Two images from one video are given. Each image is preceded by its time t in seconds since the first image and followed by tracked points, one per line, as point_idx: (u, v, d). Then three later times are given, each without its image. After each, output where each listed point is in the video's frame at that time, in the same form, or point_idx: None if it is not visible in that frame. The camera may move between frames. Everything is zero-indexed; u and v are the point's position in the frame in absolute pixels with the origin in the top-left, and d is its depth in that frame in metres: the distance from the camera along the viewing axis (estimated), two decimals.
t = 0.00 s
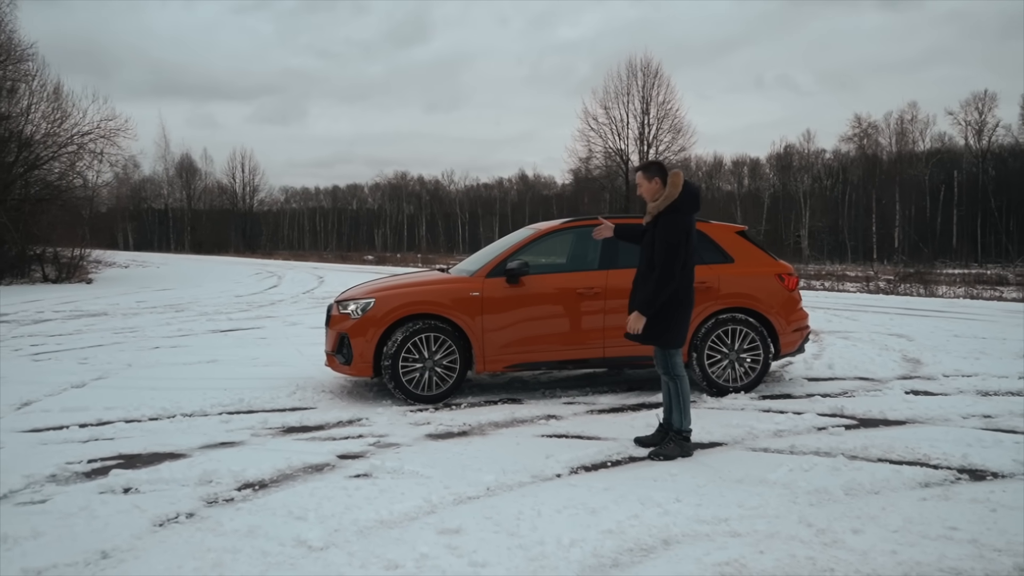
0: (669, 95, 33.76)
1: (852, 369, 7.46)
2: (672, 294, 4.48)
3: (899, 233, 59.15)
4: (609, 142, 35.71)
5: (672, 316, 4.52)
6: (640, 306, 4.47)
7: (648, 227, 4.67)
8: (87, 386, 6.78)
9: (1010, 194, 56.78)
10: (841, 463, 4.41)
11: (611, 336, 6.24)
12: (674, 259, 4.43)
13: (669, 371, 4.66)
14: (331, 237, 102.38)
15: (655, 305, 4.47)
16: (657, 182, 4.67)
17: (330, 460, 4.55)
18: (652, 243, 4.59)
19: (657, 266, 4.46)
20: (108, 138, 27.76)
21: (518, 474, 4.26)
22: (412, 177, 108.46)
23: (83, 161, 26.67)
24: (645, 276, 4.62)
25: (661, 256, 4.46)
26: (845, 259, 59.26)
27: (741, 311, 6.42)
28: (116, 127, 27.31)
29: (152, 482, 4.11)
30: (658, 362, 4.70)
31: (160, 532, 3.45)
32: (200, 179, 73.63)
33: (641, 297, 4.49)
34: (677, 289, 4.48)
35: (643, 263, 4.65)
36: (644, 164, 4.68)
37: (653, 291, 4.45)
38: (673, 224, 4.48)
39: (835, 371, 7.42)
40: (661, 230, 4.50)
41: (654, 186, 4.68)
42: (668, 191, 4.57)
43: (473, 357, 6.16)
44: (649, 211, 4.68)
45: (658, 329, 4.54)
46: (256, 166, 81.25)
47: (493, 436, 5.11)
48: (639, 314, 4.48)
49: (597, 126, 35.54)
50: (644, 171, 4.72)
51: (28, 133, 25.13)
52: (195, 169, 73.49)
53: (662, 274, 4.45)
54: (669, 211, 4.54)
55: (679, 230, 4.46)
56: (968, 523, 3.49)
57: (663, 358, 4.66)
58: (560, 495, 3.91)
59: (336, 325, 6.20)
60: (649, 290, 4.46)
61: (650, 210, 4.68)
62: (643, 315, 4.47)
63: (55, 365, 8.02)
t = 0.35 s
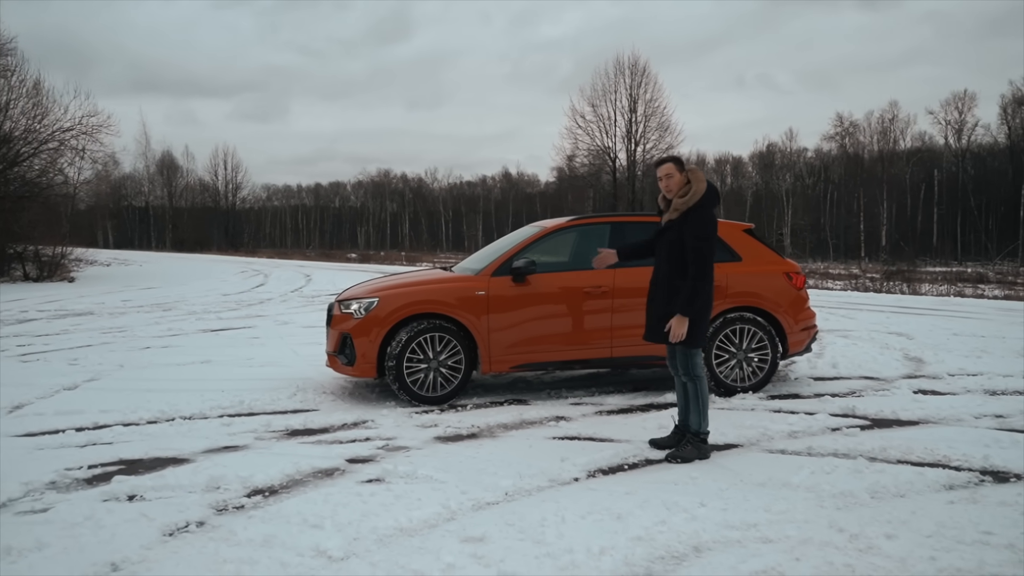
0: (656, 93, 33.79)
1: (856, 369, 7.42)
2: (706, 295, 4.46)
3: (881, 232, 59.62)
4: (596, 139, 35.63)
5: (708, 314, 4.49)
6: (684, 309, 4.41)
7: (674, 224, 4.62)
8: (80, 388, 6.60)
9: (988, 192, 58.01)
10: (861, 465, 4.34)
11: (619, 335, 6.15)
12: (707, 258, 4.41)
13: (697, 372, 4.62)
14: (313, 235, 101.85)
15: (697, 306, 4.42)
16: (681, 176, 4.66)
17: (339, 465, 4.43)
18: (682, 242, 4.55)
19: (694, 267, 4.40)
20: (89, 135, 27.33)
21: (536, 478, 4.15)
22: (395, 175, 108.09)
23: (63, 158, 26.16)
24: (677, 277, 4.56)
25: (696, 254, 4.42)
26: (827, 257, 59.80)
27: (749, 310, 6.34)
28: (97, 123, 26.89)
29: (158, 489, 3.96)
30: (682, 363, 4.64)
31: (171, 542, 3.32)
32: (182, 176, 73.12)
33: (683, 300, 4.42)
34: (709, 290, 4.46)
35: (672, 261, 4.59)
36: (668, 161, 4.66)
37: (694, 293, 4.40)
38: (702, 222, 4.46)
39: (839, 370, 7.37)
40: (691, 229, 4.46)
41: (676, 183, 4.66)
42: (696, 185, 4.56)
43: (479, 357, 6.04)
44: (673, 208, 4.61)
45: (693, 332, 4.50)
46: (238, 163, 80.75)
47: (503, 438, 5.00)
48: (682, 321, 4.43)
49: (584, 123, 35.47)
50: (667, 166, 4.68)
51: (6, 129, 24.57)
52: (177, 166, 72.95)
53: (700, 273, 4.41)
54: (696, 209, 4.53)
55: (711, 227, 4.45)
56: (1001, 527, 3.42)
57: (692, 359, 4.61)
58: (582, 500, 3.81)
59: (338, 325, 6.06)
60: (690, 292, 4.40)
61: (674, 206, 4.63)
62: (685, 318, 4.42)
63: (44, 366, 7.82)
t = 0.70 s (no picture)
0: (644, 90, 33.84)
1: (861, 366, 7.37)
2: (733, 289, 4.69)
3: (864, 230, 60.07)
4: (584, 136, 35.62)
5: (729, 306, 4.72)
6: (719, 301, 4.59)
7: (700, 218, 4.77)
8: (73, 388, 6.44)
9: (969, 190, 58.65)
10: (882, 464, 4.26)
11: (627, 333, 6.06)
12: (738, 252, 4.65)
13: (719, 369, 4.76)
14: (297, 232, 101.39)
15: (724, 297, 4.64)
16: (699, 171, 4.88)
17: (348, 467, 4.30)
18: (710, 235, 4.74)
19: (728, 262, 4.61)
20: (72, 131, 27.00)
21: (553, 479, 4.06)
22: (379, 172, 107.77)
23: (45, 154, 25.82)
24: (700, 270, 4.74)
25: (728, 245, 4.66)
26: (811, 254, 60.16)
27: (759, 306, 6.28)
28: (80, 119, 26.57)
29: (163, 493, 3.83)
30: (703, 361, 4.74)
31: (181, 548, 3.19)
32: (165, 173, 72.67)
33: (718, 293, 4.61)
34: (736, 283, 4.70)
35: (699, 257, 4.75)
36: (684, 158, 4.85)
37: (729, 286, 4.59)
38: (728, 217, 4.71)
39: (844, 367, 7.31)
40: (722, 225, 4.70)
41: (694, 178, 4.87)
42: (718, 176, 4.79)
43: (484, 355, 5.94)
44: (699, 201, 4.76)
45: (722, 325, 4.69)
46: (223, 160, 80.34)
47: (514, 438, 4.90)
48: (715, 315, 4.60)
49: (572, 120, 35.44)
50: (686, 160, 4.86)
51: None
52: (160, 162, 72.49)
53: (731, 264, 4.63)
54: (720, 204, 4.76)
55: (736, 219, 4.72)
56: None
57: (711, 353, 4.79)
58: (603, 501, 3.71)
59: (339, 323, 5.93)
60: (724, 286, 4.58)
61: (698, 199, 4.79)
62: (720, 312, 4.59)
63: (33, 365, 7.64)
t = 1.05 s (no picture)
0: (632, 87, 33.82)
1: (865, 364, 7.32)
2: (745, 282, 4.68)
3: (847, 227, 60.47)
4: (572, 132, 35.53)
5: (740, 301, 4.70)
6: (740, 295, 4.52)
7: (716, 213, 4.71)
8: (66, 389, 6.27)
9: (951, 187, 59.19)
10: (904, 464, 4.20)
11: (635, 331, 5.97)
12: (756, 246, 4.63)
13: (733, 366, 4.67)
14: (280, 228, 100.72)
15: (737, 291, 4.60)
16: (713, 167, 4.81)
17: (359, 469, 4.18)
18: (727, 232, 4.68)
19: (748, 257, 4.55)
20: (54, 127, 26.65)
21: (571, 481, 3.96)
22: (363, 169, 107.26)
23: (26, 151, 25.49)
24: (717, 265, 4.66)
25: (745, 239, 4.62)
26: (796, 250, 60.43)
27: (767, 304, 6.21)
28: (62, 114, 26.22)
29: (171, 500, 3.69)
30: (719, 357, 4.65)
31: (195, 558, 3.07)
32: (147, 170, 72.12)
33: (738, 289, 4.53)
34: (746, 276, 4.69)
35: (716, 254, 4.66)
36: (699, 153, 4.79)
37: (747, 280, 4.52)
38: (742, 212, 4.70)
39: (849, 365, 7.26)
40: (738, 220, 4.66)
41: (707, 173, 4.80)
42: (730, 172, 4.78)
43: (490, 355, 5.83)
44: (714, 195, 4.70)
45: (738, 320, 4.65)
46: (206, 156, 79.69)
47: (526, 438, 4.80)
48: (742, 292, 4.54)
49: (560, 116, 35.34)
50: (701, 156, 4.77)
51: None
52: (142, 159, 71.93)
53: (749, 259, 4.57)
54: (734, 198, 4.73)
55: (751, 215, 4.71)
56: None
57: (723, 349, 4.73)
58: (626, 505, 3.62)
59: (342, 321, 5.81)
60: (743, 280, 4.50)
61: (713, 194, 4.72)
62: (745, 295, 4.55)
63: (23, 365, 7.46)
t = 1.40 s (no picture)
0: (617, 83, 33.88)
1: (866, 359, 7.31)
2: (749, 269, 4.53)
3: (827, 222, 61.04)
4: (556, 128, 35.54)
5: (751, 295, 4.53)
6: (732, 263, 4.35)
7: (726, 210, 4.51)
8: (59, 388, 6.12)
9: (928, 184, 59.88)
10: (922, 461, 4.16)
11: (641, 327, 5.89)
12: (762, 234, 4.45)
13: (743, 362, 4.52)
14: (260, 223, 100.09)
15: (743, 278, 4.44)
16: (722, 163, 4.56)
17: (371, 470, 4.10)
18: (737, 226, 4.49)
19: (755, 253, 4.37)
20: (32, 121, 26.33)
21: (590, 481, 3.90)
22: (343, 164, 106.80)
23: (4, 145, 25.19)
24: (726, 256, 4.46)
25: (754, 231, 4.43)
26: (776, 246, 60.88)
27: (772, 300, 6.19)
28: (41, 109, 25.91)
29: (182, 503, 3.58)
30: (731, 352, 4.49)
31: (215, 564, 2.97)
32: (125, 164, 71.63)
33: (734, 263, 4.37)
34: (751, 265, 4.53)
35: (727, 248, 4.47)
36: (707, 149, 4.54)
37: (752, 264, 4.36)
38: (752, 208, 4.49)
39: (850, 361, 7.25)
40: (748, 214, 4.46)
41: (717, 168, 4.56)
42: (740, 166, 4.54)
43: (495, 352, 5.75)
44: (724, 191, 4.49)
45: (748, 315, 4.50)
46: (184, 150, 79.11)
47: (538, 437, 4.72)
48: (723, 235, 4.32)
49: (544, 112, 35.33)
50: (710, 151, 4.53)
51: None
52: (120, 153, 71.48)
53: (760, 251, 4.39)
54: (744, 194, 4.51)
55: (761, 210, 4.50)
56: None
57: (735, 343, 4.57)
58: (649, 504, 3.56)
59: (344, 318, 5.69)
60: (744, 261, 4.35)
61: (722, 189, 4.52)
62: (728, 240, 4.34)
63: (12, 364, 7.29)
